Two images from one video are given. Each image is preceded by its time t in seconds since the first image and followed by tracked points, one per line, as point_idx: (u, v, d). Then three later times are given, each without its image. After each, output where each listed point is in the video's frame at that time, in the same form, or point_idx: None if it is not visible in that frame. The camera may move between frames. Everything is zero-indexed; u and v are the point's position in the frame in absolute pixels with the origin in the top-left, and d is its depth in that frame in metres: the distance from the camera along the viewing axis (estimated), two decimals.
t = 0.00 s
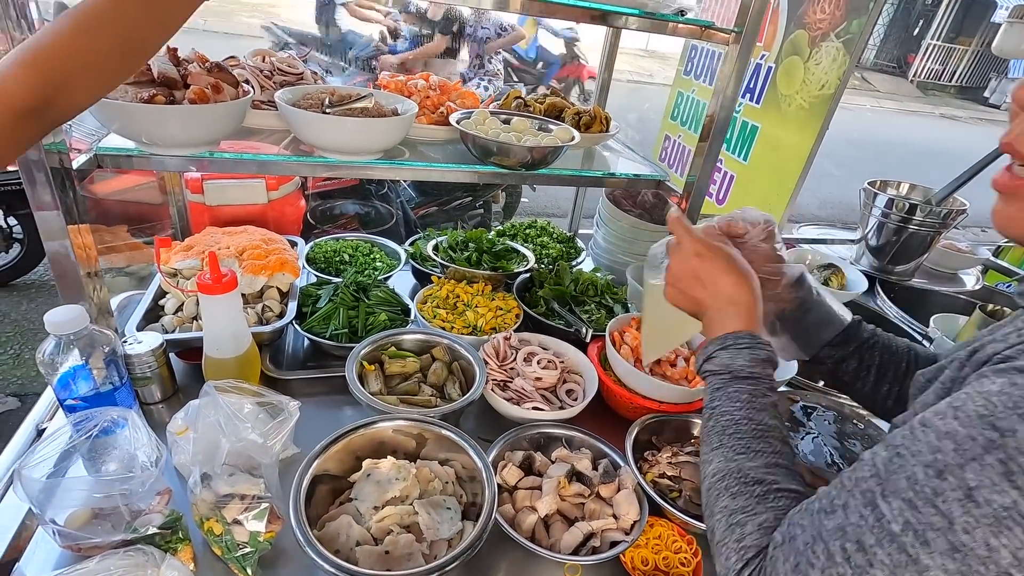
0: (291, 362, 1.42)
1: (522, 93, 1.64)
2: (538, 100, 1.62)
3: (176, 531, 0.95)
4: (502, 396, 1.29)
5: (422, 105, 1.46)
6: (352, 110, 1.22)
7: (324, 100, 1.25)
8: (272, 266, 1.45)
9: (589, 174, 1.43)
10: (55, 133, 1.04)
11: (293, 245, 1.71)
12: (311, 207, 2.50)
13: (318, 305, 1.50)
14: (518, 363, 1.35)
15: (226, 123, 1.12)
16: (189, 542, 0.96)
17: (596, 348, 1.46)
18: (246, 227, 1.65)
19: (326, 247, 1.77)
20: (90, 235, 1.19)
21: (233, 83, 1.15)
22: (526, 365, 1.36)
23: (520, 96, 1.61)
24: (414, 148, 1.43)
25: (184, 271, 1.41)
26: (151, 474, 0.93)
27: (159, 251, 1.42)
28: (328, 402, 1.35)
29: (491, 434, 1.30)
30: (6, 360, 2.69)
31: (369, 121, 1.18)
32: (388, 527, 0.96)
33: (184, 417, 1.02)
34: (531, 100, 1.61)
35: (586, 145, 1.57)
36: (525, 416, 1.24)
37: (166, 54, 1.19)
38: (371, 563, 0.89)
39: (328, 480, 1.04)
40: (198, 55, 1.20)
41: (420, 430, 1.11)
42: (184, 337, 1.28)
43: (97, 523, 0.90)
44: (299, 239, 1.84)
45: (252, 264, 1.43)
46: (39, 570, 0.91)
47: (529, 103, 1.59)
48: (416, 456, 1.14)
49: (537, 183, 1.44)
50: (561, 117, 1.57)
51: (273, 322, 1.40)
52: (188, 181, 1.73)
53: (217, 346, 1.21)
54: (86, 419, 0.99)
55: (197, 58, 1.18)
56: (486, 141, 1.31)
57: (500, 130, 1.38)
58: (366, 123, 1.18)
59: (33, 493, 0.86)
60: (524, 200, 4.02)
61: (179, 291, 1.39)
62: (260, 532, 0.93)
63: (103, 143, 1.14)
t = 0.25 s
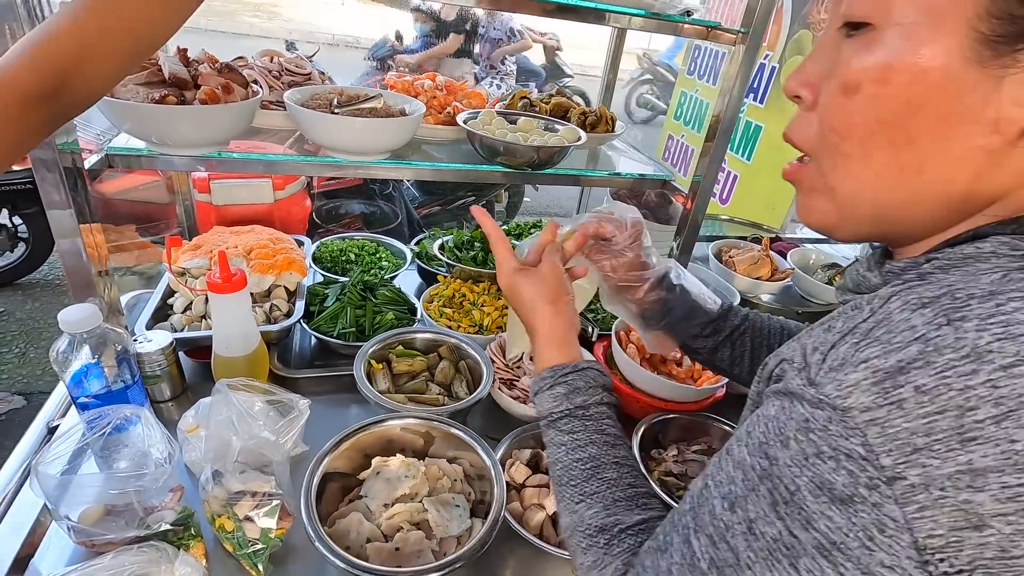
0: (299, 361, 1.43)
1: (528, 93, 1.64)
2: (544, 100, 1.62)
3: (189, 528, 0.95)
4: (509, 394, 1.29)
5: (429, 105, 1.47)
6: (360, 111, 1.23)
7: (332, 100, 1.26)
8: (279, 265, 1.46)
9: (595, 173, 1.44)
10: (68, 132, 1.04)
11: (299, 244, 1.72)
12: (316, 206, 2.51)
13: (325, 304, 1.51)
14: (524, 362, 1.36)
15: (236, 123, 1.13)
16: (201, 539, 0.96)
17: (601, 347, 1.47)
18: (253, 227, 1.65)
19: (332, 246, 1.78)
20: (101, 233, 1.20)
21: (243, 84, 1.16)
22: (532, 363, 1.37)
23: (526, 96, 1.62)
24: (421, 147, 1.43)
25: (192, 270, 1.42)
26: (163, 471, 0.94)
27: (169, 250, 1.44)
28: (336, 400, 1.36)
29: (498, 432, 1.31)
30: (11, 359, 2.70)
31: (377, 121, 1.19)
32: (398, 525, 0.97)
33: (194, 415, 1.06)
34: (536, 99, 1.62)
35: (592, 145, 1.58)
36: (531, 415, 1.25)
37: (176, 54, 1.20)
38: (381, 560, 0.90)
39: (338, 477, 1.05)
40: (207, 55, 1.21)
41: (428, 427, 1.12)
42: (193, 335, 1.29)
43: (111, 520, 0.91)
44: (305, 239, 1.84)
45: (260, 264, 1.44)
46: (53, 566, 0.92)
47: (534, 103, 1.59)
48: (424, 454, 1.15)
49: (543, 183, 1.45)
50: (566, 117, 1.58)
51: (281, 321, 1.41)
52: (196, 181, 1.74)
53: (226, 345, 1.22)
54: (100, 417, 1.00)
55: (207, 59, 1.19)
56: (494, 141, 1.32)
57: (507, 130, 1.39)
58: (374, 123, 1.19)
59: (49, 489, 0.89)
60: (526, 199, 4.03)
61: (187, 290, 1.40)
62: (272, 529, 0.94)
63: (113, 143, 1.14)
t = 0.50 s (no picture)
0: (308, 361, 1.44)
1: (535, 94, 1.65)
2: (551, 101, 1.63)
3: (204, 526, 0.96)
4: (518, 394, 1.30)
5: (437, 106, 1.48)
6: (371, 112, 1.24)
7: (342, 101, 1.27)
8: (289, 266, 1.48)
9: (602, 174, 1.45)
10: (83, 133, 1.05)
11: (307, 244, 1.72)
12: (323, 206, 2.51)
13: (335, 304, 1.52)
14: (533, 362, 1.37)
15: (247, 124, 1.14)
16: (216, 537, 0.96)
17: (609, 347, 1.48)
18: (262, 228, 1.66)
19: (340, 247, 1.78)
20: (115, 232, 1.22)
21: (255, 86, 1.17)
22: (540, 363, 1.37)
23: (533, 98, 1.63)
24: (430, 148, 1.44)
25: (202, 270, 1.43)
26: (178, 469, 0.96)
27: (180, 250, 1.44)
28: (346, 399, 1.37)
29: (507, 431, 1.31)
30: (19, 359, 2.71)
31: (387, 122, 1.20)
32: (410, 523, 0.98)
33: (207, 414, 1.08)
34: (544, 101, 1.62)
35: (599, 147, 1.59)
36: (541, 414, 1.26)
37: (188, 56, 1.21)
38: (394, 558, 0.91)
39: (349, 476, 1.06)
40: (219, 57, 1.22)
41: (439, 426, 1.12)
42: (203, 335, 1.30)
43: (127, 518, 0.92)
44: (313, 239, 1.85)
45: (269, 263, 1.45)
46: (70, 564, 0.94)
47: (542, 104, 1.60)
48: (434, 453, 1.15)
49: (551, 184, 1.46)
50: (573, 118, 1.59)
51: (290, 321, 1.42)
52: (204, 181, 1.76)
53: (238, 345, 1.23)
54: (115, 417, 1.01)
55: (219, 61, 1.20)
56: (502, 142, 1.32)
57: (516, 131, 1.39)
58: (384, 125, 1.20)
59: (67, 486, 0.91)
60: (530, 200, 4.03)
61: (198, 290, 1.41)
62: (286, 527, 0.95)
63: (127, 146, 1.13)
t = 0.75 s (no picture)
0: (319, 364, 1.44)
1: (545, 96, 1.64)
2: (561, 103, 1.62)
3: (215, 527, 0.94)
4: (530, 397, 1.29)
5: (447, 107, 1.47)
6: (383, 114, 1.23)
7: (354, 104, 1.26)
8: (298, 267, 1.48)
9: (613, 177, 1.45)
10: (97, 136, 1.05)
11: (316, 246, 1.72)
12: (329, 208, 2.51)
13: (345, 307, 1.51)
14: (544, 365, 1.36)
15: (259, 126, 1.13)
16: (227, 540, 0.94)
17: (620, 350, 1.47)
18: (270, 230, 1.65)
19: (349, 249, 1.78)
20: (126, 233, 1.21)
21: (267, 89, 1.17)
22: (551, 366, 1.37)
23: (543, 99, 1.62)
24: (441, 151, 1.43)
25: (212, 273, 1.42)
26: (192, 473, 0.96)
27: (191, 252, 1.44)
28: (357, 403, 1.36)
29: (519, 435, 1.31)
30: (25, 360, 2.71)
31: (400, 126, 1.20)
32: (425, 529, 0.97)
33: (219, 419, 1.07)
34: (554, 103, 1.61)
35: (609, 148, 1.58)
36: (553, 418, 1.25)
37: (200, 59, 1.21)
38: (410, 565, 0.91)
39: (362, 481, 1.05)
40: (231, 59, 1.22)
41: (452, 430, 1.12)
42: (214, 337, 1.31)
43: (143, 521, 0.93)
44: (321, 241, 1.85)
45: (280, 266, 1.46)
46: (84, 568, 0.93)
47: (552, 106, 1.60)
48: (447, 458, 1.14)
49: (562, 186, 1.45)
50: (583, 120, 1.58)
51: (301, 323, 1.41)
52: (213, 183, 1.76)
53: (250, 349, 1.22)
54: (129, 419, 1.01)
55: (231, 63, 1.19)
56: (513, 144, 1.31)
57: (527, 133, 1.38)
58: (397, 128, 1.20)
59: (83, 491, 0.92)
60: (535, 200, 4.03)
61: (208, 293, 1.41)
62: (300, 532, 0.96)
63: (139, 148, 1.14)
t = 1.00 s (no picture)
0: (323, 365, 1.44)
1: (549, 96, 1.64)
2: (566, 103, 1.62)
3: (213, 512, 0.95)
4: (535, 398, 1.29)
5: (451, 108, 1.46)
6: (388, 115, 1.23)
7: (358, 104, 1.26)
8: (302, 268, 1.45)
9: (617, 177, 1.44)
10: (103, 137, 1.05)
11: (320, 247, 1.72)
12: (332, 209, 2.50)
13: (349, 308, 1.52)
14: (549, 366, 1.36)
15: (265, 128, 1.13)
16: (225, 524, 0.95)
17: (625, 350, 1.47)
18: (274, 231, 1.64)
19: (352, 249, 1.78)
20: (132, 233, 1.21)
21: (273, 90, 1.16)
22: (556, 367, 1.36)
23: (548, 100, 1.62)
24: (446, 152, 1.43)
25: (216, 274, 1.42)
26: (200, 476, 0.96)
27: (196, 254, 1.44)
28: (362, 404, 1.36)
29: (523, 436, 1.31)
30: (28, 360, 2.71)
31: (406, 127, 1.19)
32: (432, 531, 0.97)
33: (224, 420, 1.06)
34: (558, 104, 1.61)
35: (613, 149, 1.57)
36: (559, 420, 1.25)
37: (205, 59, 1.20)
38: (417, 566, 0.91)
39: (368, 482, 1.05)
40: (237, 60, 1.21)
41: (458, 432, 1.12)
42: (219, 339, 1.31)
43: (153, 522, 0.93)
44: (325, 242, 1.85)
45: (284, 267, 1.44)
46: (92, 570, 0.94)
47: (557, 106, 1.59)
48: (452, 459, 1.14)
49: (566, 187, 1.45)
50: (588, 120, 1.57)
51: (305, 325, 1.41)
52: (217, 184, 1.76)
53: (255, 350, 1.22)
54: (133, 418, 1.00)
55: (236, 64, 1.19)
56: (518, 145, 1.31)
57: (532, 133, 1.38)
58: (403, 129, 1.19)
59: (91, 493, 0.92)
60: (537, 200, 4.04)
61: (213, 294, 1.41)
62: (307, 534, 0.96)
63: (145, 150, 1.14)
